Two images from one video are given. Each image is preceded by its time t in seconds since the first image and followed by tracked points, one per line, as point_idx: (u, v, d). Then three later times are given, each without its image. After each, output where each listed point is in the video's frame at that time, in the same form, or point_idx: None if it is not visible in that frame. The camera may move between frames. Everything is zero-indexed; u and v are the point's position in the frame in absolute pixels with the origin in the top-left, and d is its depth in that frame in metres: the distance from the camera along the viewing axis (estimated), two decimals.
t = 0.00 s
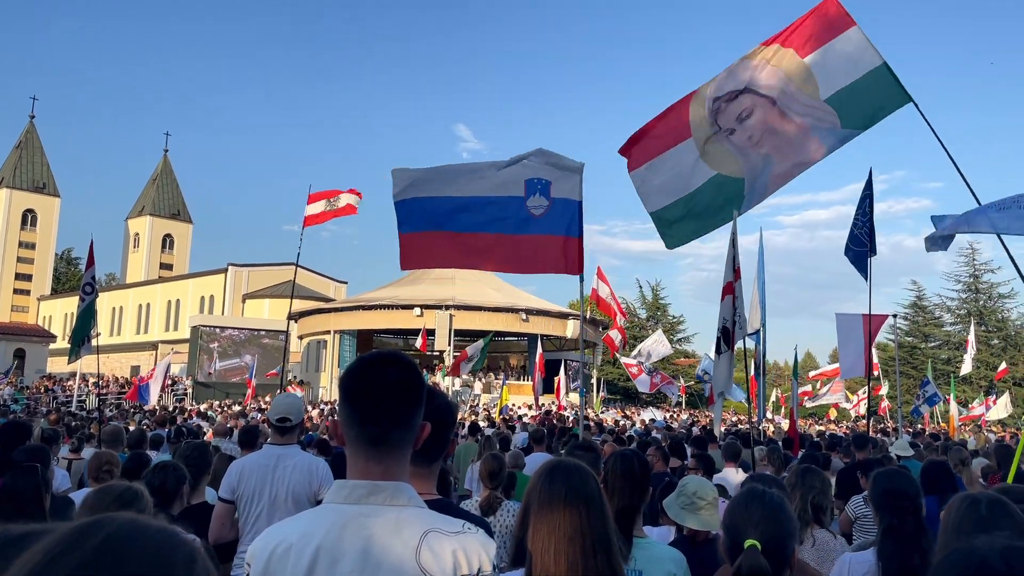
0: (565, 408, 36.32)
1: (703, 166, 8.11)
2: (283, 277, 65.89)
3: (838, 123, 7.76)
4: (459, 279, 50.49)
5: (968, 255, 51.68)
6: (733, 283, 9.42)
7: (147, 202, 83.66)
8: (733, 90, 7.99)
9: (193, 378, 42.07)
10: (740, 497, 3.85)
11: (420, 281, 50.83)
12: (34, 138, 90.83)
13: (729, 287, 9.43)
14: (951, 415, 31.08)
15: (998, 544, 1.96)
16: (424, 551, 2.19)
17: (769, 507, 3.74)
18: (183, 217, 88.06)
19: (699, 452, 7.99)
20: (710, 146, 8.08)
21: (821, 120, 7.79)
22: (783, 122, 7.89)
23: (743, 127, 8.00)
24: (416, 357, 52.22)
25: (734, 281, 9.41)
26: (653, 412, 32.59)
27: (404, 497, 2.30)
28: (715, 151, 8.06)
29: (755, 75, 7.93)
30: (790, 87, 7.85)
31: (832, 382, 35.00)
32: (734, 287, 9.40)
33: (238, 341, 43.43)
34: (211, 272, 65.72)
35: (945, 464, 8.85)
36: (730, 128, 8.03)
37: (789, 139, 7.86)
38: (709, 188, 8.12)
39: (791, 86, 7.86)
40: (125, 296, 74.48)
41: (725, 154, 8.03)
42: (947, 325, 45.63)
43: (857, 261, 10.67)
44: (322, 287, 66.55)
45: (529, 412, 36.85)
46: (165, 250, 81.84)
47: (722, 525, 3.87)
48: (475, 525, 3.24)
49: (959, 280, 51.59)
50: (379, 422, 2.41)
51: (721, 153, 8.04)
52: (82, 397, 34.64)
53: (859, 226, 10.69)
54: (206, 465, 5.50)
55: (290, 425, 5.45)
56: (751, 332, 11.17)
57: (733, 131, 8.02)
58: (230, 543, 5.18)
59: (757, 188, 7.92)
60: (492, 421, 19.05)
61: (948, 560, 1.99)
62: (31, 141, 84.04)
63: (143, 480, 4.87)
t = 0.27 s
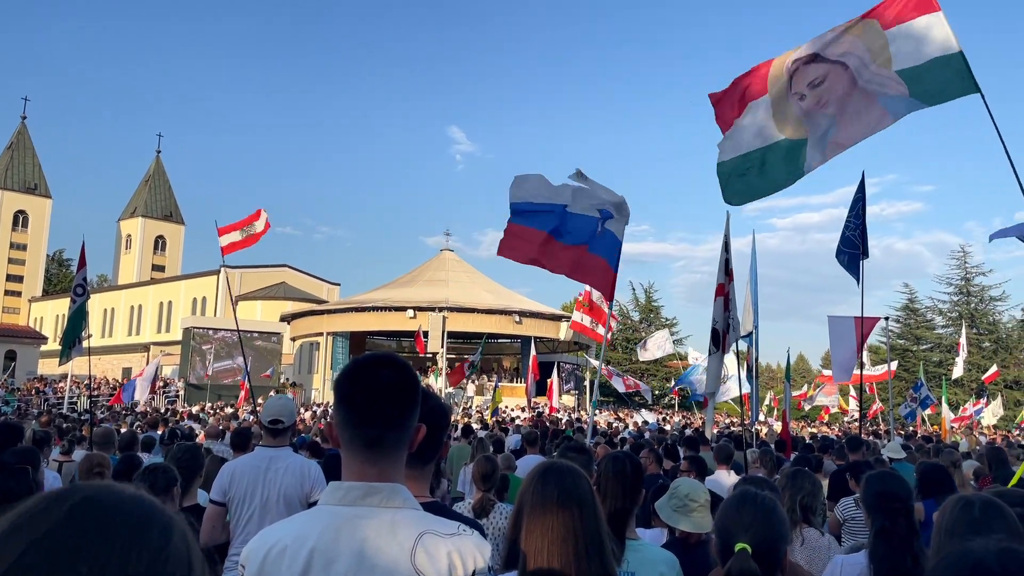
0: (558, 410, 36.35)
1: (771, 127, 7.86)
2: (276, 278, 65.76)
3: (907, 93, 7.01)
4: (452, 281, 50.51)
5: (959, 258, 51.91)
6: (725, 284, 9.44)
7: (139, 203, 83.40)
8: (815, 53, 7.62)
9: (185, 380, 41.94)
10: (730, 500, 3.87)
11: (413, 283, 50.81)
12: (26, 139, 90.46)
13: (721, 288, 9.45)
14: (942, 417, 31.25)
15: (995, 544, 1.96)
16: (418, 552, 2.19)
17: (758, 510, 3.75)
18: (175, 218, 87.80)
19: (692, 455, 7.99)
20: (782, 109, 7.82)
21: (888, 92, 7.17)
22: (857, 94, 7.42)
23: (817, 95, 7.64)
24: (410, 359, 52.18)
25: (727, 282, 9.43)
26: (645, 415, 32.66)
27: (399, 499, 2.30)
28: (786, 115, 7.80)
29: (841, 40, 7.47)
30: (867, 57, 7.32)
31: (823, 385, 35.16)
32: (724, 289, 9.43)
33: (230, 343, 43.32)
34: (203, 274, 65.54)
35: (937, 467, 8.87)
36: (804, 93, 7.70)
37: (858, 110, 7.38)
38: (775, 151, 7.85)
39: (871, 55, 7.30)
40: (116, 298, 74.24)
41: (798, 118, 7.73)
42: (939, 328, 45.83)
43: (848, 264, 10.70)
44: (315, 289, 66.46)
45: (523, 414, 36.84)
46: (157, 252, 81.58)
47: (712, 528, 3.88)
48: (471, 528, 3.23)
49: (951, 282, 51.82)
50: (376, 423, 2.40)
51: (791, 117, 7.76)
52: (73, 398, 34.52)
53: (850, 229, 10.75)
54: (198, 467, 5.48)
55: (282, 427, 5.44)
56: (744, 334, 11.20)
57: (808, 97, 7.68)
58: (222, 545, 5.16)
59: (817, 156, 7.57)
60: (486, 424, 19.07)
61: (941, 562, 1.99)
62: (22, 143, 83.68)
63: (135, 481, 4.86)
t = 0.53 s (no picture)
0: (551, 411, 36.38)
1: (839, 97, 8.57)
2: (267, 280, 65.57)
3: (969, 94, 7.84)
4: (445, 283, 50.46)
5: (950, 260, 52.13)
6: (716, 286, 9.47)
7: (130, 204, 83.04)
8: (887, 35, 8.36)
9: (176, 381, 41.77)
10: (720, 502, 3.87)
11: (405, 284, 50.78)
12: (16, 140, 89.97)
13: (711, 290, 9.47)
14: (934, 419, 31.37)
15: (988, 545, 1.95)
16: (413, 554, 2.18)
17: (750, 512, 3.76)
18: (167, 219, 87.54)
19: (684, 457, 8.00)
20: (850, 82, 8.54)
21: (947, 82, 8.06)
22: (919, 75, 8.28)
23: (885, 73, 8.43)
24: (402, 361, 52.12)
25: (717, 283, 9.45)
26: (638, 416, 32.68)
27: (393, 501, 2.30)
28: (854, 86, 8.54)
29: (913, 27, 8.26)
30: (940, 45, 8.14)
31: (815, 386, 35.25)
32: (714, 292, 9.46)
33: (222, 344, 43.20)
34: (195, 275, 65.31)
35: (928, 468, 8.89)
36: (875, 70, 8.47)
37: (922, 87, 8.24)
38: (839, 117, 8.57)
39: (941, 44, 8.14)
40: (107, 299, 73.88)
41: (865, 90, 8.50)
42: (930, 330, 45.97)
43: (841, 266, 10.73)
44: (307, 290, 66.31)
45: (515, 416, 36.83)
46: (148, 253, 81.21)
47: (702, 529, 3.89)
48: (462, 529, 3.24)
49: (942, 284, 52.04)
50: (371, 425, 2.40)
51: (860, 88, 8.52)
52: (63, 400, 34.33)
53: (842, 230, 10.79)
54: (189, 468, 5.46)
55: (273, 428, 5.43)
56: (736, 337, 11.22)
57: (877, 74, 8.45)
58: (211, 547, 5.14)
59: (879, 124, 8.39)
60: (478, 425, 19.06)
61: (937, 561, 1.99)
62: (12, 143, 83.14)
63: (125, 484, 4.83)
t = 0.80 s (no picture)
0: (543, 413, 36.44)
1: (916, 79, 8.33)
2: (259, 280, 65.41)
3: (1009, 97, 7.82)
4: (438, 284, 50.46)
5: (941, 262, 52.37)
6: (708, 288, 9.51)
7: (122, 204, 82.72)
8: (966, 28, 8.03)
9: (167, 382, 41.63)
10: (709, 502, 3.89)
11: (398, 285, 50.77)
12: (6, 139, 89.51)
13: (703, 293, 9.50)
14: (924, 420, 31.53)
15: (978, 546, 1.94)
16: (404, 554, 2.19)
17: (740, 512, 3.78)
18: (158, 219, 87.26)
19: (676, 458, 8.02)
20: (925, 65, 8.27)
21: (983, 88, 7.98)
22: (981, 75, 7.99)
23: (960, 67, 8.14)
24: (395, 362, 52.09)
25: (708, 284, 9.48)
26: (630, 417, 32.74)
27: (386, 501, 2.30)
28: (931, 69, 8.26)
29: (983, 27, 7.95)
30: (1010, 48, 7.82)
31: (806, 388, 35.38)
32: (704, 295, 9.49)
33: (214, 345, 43.07)
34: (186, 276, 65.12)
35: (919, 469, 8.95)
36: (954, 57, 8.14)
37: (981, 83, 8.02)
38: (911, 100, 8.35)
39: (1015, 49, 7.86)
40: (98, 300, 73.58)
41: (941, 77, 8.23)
42: (921, 331, 46.16)
43: (832, 268, 10.79)
44: (299, 291, 66.19)
45: (508, 417, 36.86)
46: (139, 253, 80.92)
47: (693, 530, 3.90)
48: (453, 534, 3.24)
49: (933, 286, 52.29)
50: (362, 426, 2.40)
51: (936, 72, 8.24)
52: (54, 401, 34.18)
53: (834, 231, 10.83)
54: (180, 470, 5.46)
55: (264, 429, 5.42)
56: (728, 338, 11.26)
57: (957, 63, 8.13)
58: (201, 549, 5.12)
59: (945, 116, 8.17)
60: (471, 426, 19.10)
61: (928, 564, 1.98)
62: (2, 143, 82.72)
63: (115, 485, 4.81)
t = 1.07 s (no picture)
0: (536, 412, 36.47)
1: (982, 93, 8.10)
2: (250, 280, 65.20)
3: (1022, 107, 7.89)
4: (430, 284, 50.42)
5: (931, 262, 52.57)
6: (700, 288, 9.52)
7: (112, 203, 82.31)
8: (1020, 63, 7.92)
9: (158, 382, 41.47)
10: (700, 501, 3.90)
11: (390, 285, 50.69)
12: None
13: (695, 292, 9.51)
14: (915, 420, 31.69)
15: (963, 545, 1.96)
16: (394, 552, 2.19)
17: (731, 510, 3.79)
18: (149, 219, 86.94)
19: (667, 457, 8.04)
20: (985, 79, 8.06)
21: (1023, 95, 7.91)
22: None
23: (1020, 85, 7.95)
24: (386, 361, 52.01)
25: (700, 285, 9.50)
26: (622, 416, 32.82)
27: (376, 500, 2.29)
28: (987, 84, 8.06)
29: None
30: None
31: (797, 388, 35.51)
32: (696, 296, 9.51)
33: (205, 345, 42.82)
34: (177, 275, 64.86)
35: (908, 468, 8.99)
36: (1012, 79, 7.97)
37: None
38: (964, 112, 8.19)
39: None
40: (88, 299, 73.20)
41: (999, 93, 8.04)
42: (911, 331, 46.36)
43: (822, 269, 10.83)
44: (291, 291, 66.02)
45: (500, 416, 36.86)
46: (130, 253, 80.54)
47: (683, 529, 3.91)
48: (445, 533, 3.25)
49: (923, 285, 52.54)
50: (351, 425, 2.40)
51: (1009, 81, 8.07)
52: (43, 401, 34.01)
53: (824, 232, 10.87)
54: (171, 469, 5.45)
55: (254, 429, 5.41)
56: (719, 338, 11.30)
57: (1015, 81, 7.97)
58: (190, 549, 5.11)
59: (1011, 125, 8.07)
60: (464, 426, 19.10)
61: (914, 561, 1.99)
62: None
63: (107, 485, 4.80)
